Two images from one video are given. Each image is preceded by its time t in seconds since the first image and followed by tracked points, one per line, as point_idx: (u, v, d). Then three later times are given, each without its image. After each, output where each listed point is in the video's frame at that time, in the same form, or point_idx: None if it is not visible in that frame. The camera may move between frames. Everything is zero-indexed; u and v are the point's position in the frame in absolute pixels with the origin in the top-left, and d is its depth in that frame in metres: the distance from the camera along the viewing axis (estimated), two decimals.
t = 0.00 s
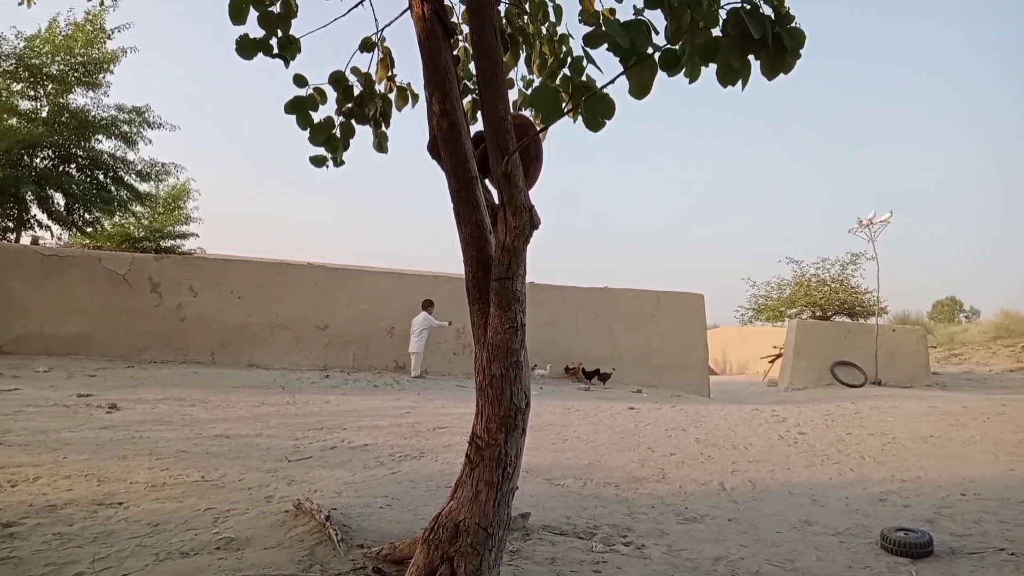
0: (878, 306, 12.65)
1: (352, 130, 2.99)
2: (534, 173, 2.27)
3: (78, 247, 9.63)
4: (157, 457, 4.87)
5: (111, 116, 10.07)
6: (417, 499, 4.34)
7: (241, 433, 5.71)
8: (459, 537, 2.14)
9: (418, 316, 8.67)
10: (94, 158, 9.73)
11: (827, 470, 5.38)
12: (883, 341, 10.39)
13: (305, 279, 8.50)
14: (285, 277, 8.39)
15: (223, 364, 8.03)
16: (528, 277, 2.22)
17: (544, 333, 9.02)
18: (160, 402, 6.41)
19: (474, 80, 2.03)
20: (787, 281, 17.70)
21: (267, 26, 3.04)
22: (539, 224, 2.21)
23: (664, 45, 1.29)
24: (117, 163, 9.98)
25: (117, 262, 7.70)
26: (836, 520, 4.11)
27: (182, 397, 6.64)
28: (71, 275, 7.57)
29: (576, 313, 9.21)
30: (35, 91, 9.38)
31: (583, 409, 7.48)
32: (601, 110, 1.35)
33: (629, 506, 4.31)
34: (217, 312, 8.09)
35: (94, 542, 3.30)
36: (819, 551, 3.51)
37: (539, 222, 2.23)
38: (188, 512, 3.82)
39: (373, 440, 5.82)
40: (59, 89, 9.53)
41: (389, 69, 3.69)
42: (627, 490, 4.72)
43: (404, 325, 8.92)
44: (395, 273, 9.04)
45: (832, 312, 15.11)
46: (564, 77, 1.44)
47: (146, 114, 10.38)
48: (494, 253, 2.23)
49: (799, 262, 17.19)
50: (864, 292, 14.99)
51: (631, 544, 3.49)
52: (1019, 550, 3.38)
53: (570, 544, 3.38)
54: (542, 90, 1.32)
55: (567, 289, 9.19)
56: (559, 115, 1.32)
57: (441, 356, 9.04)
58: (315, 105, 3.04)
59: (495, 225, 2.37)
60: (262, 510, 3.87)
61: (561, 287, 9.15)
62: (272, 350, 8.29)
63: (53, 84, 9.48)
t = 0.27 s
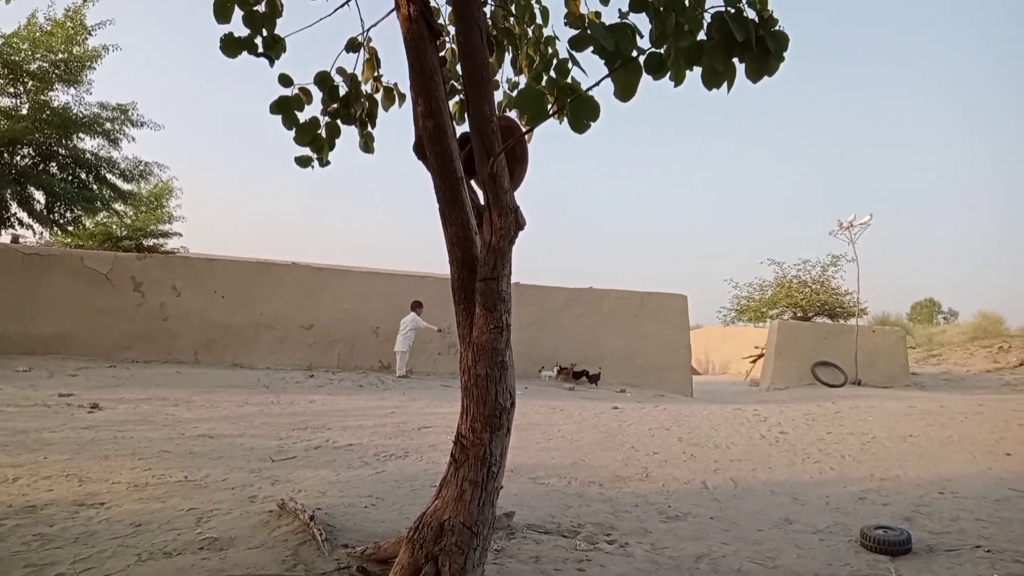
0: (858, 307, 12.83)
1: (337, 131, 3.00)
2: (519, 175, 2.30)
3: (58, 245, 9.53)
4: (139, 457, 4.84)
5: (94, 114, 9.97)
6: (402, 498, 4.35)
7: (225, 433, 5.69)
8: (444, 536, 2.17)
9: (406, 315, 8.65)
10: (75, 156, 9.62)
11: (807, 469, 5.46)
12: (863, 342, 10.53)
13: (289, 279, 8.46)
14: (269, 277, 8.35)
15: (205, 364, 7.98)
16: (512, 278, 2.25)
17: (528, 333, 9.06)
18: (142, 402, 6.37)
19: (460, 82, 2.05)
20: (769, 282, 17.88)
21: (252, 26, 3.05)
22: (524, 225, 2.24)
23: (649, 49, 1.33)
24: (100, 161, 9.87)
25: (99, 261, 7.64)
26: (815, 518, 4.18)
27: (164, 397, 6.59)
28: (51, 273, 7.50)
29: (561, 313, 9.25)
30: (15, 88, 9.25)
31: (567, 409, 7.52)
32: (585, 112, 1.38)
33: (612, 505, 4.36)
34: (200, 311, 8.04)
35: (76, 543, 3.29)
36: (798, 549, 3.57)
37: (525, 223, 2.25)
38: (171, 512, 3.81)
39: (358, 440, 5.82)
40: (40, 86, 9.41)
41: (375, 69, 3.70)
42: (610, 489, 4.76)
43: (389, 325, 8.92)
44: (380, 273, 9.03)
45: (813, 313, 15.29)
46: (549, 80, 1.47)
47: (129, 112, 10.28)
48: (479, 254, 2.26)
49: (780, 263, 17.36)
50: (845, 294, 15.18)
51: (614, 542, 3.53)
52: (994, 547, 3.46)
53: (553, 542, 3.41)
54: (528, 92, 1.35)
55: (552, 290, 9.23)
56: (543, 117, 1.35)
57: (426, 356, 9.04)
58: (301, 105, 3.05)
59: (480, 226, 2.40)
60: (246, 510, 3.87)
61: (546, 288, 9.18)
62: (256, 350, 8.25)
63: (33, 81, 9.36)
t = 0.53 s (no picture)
0: (844, 306, 12.92)
1: (325, 128, 2.98)
2: (508, 173, 2.29)
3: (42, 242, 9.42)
4: (124, 456, 4.79)
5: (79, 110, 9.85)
6: (390, 497, 4.33)
7: (211, 432, 5.64)
8: (433, 535, 2.15)
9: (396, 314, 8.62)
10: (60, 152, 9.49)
11: (794, 467, 5.50)
12: (849, 341, 10.61)
13: (276, 276, 8.40)
14: (257, 275, 8.29)
15: (192, 363, 7.91)
16: (501, 277, 2.24)
17: (517, 332, 9.06)
18: (127, 400, 6.30)
19: (449, 79, 2.04)
20: (755, 281, 17.98)
21: (240, 22, 3.02)
22: (513, 224, 2.23)
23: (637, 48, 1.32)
24: (85, 157, 9.75)
25: (84, 258, 7.56)
26: (802, 516, 4.20)
27: (149, 396, 6.53)
28: (35, 270, 7.40)
29: (550, 312, 9.26)
30: None
31: (556, 408, 7.53)
32: (575, 111, 1.37)
33: (601, 503, 4.36)
34: (187, 309, 7.97)
35: (60, 543, 3.24)
36: (785, 547, 3.59)
37: (513, 221, 2.25)
38: (157, 511, 3.77)
39: (346, 439, 5.80)
40: (24, 80, 9.27)
41: (363, 66, 3.68)
42: (599, 487, 4.76)
43: (377, 323, 8.89)
44: (368, 271, 8.99)
45: (799, 312, 15.39)
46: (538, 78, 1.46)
47: (115, 108, 10.17)
48: (468, 252, 2.25)
49: (767, 263, 17.46)
50: (831, 293, 15.29)
51: (603, 540, 3.53)
52: (977, 544, 3.49)
53: (542, 541, 3.41)
54: (517, 90, 1.34)
55: (540, 289, 9.23)
56: (533, 116, 1.34)
57: (414, 355, 9.02)
58: (288, 102, 3.02)
59: (469, 224, 2.38)
60: (233, 509, 3.84)
61: (535, 287, 9.18)
62: (243, 348, 8.20)
63: (17, 75, 9.21)
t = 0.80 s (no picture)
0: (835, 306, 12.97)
1: (318, 126, 2.96)
2: (501, 172, 2.28)
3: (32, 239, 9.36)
4: (114, 455, 4.76)
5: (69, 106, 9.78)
6: (382, 497, 4.32)
7: (202, 431, 5.61)
8: (424, 534, 2.15)
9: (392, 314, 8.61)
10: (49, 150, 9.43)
11: (785, 467, 5.51)
12: (841, 341, 10.65)
13: (268, 275, 8.36)
14: (248, 273, 8.24)
15: (183, 361, 7.88)
16: (494, 276, 2.24)
17: (510, 331, 9.05)
18: (117, 399, 6.27)
19: (442, 78, 2.03)
20: (748, 281, 18.03)
21: (232, 19, 3.00)
22: (506, 223, 2.23)
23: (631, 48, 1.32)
24: (74, 154, 9.69)
25: (74, 256, 7.50)
26: (793, 515, 4.21)
27: (139, 394, 6.49)
28: (25, 268, 7.34)
29: (543, 311, 9.25)
30: None
31: (548, 407, 7.53)
32: (568, 112, 1.36)
33: (593, 503, 4.36)
34: (178, 307, 7.93)
35: (48, 542, 3.21)
36: (777, 546, 3.60)
37: (506, 220, 2.24)
38: (146, 511, 3.75)
39: (337, 438, 5.78)
40: (13, 77, 9.20)
41: (357, 64, 3.67)
42: (591, 487, 4.76)
43: (369, 322, 8.87)
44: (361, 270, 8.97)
45: (791, 312, 15.45)
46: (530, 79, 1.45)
47: (105, 105, 10.11)
48: (461, 251, 2.24)
49: (759, 262, 17.50)
50: (822, 293, 15.35)
51: (595, 540, 3.53)
52: (966, 543, 3.51)
53: (534, 540, 3.40)
54: (510, 90, 1.33)
55: (533, 288, 9.22)
56: (526, 116, 1.33)
57: (407, 354, 9.00)
58: (280, 100, 3.01)
59: (462, 223, 2.38)
60: (223, 508, 3.82)
61: (528, 286, 9.17)
62: (234, 347, 8.16)
63: (6, 71, 9.14)
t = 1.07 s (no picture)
0: (831, 305, 13.00)
1: (313, 124, 2.95)
2: (497, 170, 2.27)
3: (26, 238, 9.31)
4: (108, 455, 4.74)
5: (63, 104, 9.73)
6: (378, 496, 4.31)
7: (197, 430, 5.59)
8: (421, 534, 2.13)
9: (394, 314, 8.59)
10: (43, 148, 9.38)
11: (781, 466, 5.52)
12: (836, 340, 10.68)
13: (264, 274, 8.33)
14: (244, 272, 8.22)
15: (178, 361, 7.85)
16: (490, 274, 2.23)
17: (506, 330, 9.04)
18: (112, 398, 6.24)
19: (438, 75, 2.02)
20: (744, 281, 18.07)
21: (226, 16, 2.98)
22: (502, 221, 2.22)
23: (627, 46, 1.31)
24: (68, 152, 9.65)
25: (68, 255, 7.46)
26: (789, 515, 4.22)
27: (134, 394, 6.46)
28: (19, 267, 7.30)
29: (539, 311, 9.24)
30: None
31: (544, 406, 7.53)
32: (564, 110, 1.36)
33: (589, 502, 4.36)
34: (173, 306, 7.89)
35: (42, 542, 3.19)
36: (773, 545, 3.60)
37: (502, 219, 2.23)
38: (141, 510, 3.73)
39: (333, 437, 5.76)
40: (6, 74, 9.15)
41: (352, 62, 3.65)
42: (587, 486, 4.76)
43: (365, 321, 8.85)
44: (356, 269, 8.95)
45: (787, 312, 15.48)
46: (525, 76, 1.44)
47: (99, 103, 10.06)
48: (457, 249, 2.22)
49: (755, 262, 17.54)
50: (818, 293, 15.39)
51: (591, 539, 3.53)
52: (962, 542, 3.52)
53: (531, 540, 3.40)
54: (506, 88, 1.32)
55: (530, 287, 9.22)
56: (522, 114, 1.32)
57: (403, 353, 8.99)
58: (275, 97, 2.99)
59: (458, 222, 2.36)
60: (218, 508, 3.80)
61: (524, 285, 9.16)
62: (230, 346, 8.13)
63: None
